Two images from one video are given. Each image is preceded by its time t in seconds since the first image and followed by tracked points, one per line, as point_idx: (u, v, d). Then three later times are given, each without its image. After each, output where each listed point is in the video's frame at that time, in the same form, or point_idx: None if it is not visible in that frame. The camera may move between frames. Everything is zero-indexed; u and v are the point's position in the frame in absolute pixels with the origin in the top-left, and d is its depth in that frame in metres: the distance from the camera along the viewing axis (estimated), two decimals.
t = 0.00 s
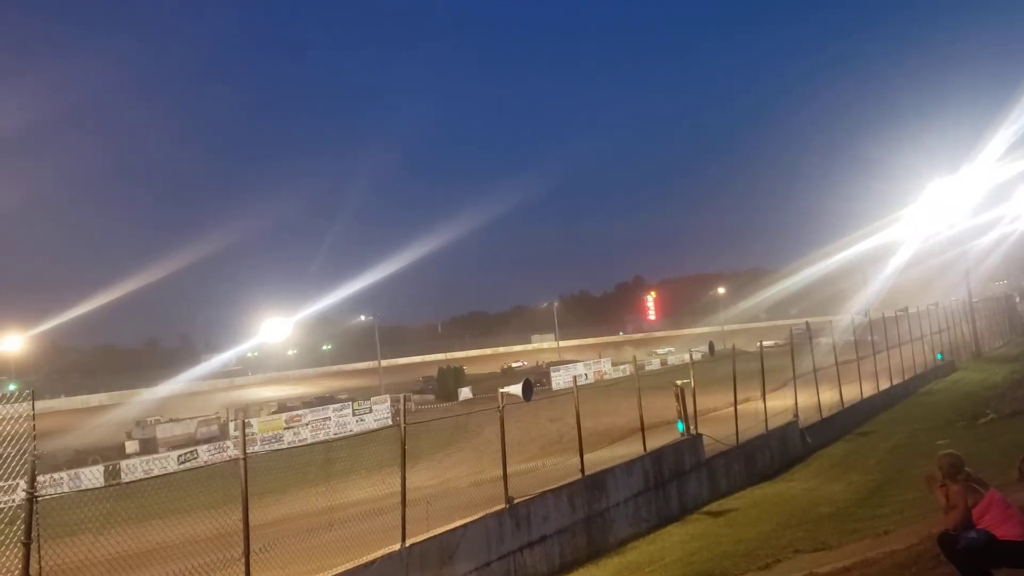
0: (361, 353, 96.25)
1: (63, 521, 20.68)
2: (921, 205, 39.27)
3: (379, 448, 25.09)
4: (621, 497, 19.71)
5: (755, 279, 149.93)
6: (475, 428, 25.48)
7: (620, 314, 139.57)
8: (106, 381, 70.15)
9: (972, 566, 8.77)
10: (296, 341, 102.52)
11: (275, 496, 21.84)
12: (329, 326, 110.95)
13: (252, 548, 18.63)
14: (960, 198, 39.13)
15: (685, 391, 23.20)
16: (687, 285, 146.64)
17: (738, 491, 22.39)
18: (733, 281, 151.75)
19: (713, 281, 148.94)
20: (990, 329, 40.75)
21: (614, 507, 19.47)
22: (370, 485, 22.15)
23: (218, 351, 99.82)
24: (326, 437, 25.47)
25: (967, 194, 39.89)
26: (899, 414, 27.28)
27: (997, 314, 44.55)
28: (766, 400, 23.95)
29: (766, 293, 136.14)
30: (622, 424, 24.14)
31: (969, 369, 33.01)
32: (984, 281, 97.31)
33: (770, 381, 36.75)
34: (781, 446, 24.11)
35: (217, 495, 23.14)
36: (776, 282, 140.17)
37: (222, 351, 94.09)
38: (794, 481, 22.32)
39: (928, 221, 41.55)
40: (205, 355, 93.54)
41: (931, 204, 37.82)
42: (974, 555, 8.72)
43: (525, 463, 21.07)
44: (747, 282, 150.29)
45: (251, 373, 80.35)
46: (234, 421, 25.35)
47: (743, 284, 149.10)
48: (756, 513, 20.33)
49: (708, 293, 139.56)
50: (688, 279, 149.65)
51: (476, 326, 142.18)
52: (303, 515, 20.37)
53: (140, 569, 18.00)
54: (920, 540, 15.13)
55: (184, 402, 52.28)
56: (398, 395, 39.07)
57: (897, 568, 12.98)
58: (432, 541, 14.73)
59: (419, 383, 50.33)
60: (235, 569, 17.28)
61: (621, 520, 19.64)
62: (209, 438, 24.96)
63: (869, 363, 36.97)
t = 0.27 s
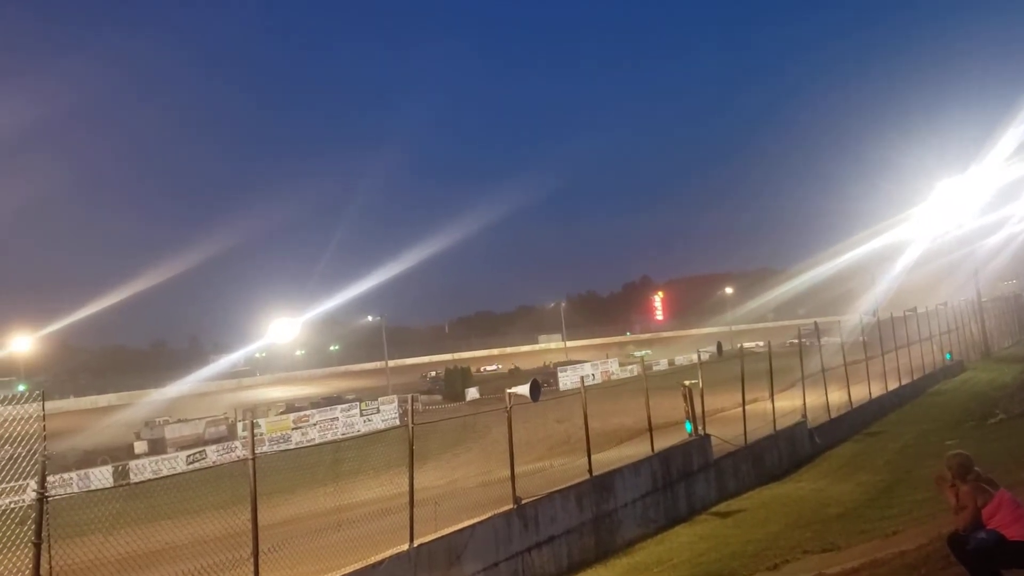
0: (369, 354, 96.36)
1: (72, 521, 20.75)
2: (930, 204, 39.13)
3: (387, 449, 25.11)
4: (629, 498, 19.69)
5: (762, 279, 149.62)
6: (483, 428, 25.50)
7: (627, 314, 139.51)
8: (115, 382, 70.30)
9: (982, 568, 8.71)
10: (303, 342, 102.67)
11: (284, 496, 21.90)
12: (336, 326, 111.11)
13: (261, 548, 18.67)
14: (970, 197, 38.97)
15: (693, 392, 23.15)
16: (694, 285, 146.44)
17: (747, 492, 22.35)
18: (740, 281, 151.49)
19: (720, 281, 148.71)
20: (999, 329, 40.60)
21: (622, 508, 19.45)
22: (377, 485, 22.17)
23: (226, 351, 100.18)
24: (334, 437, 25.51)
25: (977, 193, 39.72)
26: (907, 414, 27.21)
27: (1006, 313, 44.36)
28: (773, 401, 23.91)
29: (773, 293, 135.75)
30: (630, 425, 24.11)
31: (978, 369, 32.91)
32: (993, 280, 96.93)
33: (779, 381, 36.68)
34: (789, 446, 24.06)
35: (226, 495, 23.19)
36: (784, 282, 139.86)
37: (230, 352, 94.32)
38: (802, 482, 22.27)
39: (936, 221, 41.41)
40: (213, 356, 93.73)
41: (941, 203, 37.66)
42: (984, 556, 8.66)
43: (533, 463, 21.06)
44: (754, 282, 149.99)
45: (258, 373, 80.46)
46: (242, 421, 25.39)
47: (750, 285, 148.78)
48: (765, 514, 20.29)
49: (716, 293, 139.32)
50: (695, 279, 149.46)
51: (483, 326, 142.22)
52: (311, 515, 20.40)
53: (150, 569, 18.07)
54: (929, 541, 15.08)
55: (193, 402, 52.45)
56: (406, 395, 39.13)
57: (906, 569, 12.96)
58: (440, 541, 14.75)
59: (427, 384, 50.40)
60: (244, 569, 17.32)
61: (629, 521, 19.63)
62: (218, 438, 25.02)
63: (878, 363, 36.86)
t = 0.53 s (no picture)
0: (385, 354, 96.60)
1: (92, 521, 20.92)
2: (949, 203, 38.78)
3: (403, 449, 25.18)
4: (646, 500, 19.65)
5: (779, 279, 148.88)
6: (499, 428, 25.52)
7: (642, 315, 139.20)
8: (134, 382, 70.82)
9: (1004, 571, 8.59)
10: (320, 342, 103.06)
11: (300, 495, 22.00)
12: (353, 327, 111.46)
13: (279, 548, 18.76)
14: (990, 196, 38.60)
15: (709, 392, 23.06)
16: (710, 285, 145.92)
17: (764, 493, 22.25)
18: (756, 282, 150.77)
19: (736, 281, 148.06)
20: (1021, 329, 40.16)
21: (639, 509, 19.41)
22: (394, 485, 22.23)
23: (244, 352, 100.83)
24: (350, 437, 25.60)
25: (997, 192, 39.32)
26: (926, 415, 27.00)
27: None
28: (791, 401, 23.78)
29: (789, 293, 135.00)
30: (646, 426, 24.06)
31: (998, 369, 32.61)
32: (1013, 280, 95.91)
33: (796, 382, 36.50)
34: (806, 447, 23.93)
35: (244, 494, 23.31)
36: (801, 282, 139.07)
37: (248, 352, 94.84)
38: (819, 483, 22.15)
39: (957, 219, 41.04)
40: (230, 356, 94.30)
41: (960, 202, 37.32)
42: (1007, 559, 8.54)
43: (548, 464, 21.06)
44: (771, 282, 149.26)
45: (275, 374, 80.89)
46: (260, 421, 25.51)
47: (767, 285, 148.04)
48: (782, 515, 20.20)
49: (732, 294, 138.75)
50: (711, 279, 148.90)
51: (498, 327, 142.32)
52: (328, 515, 20.47)
53: (169, 568, 18.18)
54: (948, 543, 14.95)
55: (211, 403, 52.78)
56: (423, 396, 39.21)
57: (926, 571, 12.86)
58: (456, 542, 14.76)
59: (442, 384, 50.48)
60: (262, 568, 17.42)
61: (646, 522, 19.59)
62: (235, 439, 25.15)
63: (896, 364, 36.59)
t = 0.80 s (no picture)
0: (398, 355, 96.81)
1: (109, 521, 21.03)
2: (965, 202, 38.56)
3: (417, 449, 25.22)
4: (660, 501, 19.61)
5: (792, 280, 148.29)
6: (513, 428, 25.53)
7: (655, 315, 138.96)
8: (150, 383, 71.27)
9: None
10: (333, 342, 103.42)
11: (314, 495, 22.07)
12: (366, 328, 111.79)
13: (294, 548, 18.82)
14: (1007, 195, 38.34)
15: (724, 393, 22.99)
16: (722, 285, 145.50)
17: (779, 494, 22.17)
18: (769, 282, 150.23)
19: (749, 281, 147.58)
20: None
21: (653, 510, 19.38)
22: (408, 485, 22.28)
23: (258, 352, 101.33)
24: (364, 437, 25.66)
25: (1014, 191, 39.03)
26: (943, 416, 26.85)
27: None
28: (806, 402, 23.69)
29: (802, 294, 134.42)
30: (660, 427, 24.02)
31: (1015, 370, 32.38)
32: None
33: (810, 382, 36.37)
34: (821, 448, 23.83)
35: (258, 494, 23.40)
36: (814, 282, 138.47)
37: (262, 353, 95.30)
38: (834, 484, 22.05)
39: (973, 219, 40.79)
40: (245, 357, 94.76)
41: (977, 201, 37.08)
42: None
43: (562, 464, 21.05)
44: (784, 283, 148.70)
45: (290, 374, 81.26)
46: (274, 421, 25.60)
47: (780, 286, 147.48)
48: (797, 516, 20.13)
49: (745, 295, 138.32)
50: (724, 279, 148.48)
51: (511, 328, 142.44)
52: (342, 515, 20.53)
53: (184, 568, 18.27)
54: (966, 545, 14.87)
55: (227, 403, 53.04)
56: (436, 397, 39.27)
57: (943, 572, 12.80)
58: (470, 542, 14.77)
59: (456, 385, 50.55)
60: (277, 568, 17.48)
61: (660, 523, 19.55)
62: (250, 439, 25.26)
63: (912, 364, 36.39)
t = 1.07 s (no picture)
0: (419, 355, 97.13)
1: (135, 519, 21.25)
2: (993, 200, 38.09)
3: (439, 449, 25.29)
4: (683, 501, 19.55)
5: (814, 279, 147.19)
6: (535, 428, 25.53)
7: (676, 315, 138.48)
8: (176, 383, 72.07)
9: None
10: (355, 342, 103.96)
11: (337, 494, 22.17)
12: (387, 328, 112.30)
13: (318, 547, 18.93)
14: None
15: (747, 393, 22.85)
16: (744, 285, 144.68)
17: (803, 495, 22.04)
18: (791, 282, 149.20)
19: (770, 280, 146.65)
20: None
21: (676, 511, 19.32)
22: (431, 485, 22.34)
23: (280, 352, 102.04)
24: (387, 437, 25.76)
25: None
26: (970, 416, 26.55)
27: None
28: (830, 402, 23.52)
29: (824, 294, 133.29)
30: (683, 427, 23.93)
31: None
32: None
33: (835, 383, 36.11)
34: (846, 448, 23.65)
35: (282, 494, 23.55)
36: (837, 281, 137.36)
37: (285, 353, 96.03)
38: (859, 485, 21.88)
39: (1001, 217, 40.29)
40: (268, 357, 95.51)
41: (1005, 199, 36.61)
42: None
43: (585, 465, 21.03)
44: (806, 283, 147.62)
45: (312, 374, 81.79)
46: (297, 421, 25.75)
47: (802, 287, 146.36)
48: (821, 517, 19.99)
49: (766, 295, 137.46)
50: (745, 279, 147.66)
51: (531, 328, 142.51)
52: (365, 514, 20.62)
53: (210, 566, 18.42)
54: (993, 547, 14.70)
55: (251, 403, 53.48)
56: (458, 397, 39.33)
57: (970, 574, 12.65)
58: (493, 541, 14.79)
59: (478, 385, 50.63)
60: (301, 567, 17.59)
61: (683, 524, 19.49)
62: (273, 438, 25.42)
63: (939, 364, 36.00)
